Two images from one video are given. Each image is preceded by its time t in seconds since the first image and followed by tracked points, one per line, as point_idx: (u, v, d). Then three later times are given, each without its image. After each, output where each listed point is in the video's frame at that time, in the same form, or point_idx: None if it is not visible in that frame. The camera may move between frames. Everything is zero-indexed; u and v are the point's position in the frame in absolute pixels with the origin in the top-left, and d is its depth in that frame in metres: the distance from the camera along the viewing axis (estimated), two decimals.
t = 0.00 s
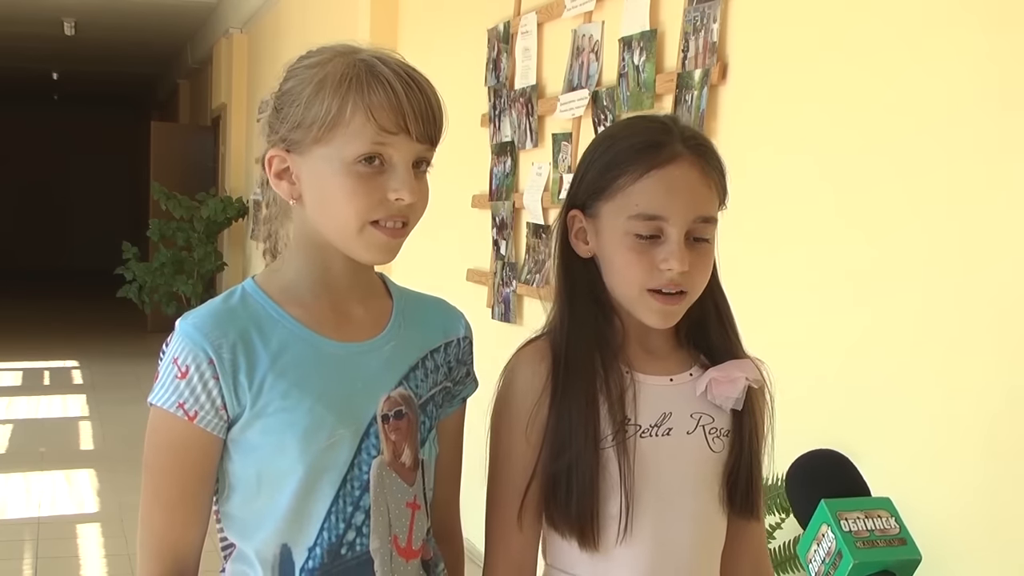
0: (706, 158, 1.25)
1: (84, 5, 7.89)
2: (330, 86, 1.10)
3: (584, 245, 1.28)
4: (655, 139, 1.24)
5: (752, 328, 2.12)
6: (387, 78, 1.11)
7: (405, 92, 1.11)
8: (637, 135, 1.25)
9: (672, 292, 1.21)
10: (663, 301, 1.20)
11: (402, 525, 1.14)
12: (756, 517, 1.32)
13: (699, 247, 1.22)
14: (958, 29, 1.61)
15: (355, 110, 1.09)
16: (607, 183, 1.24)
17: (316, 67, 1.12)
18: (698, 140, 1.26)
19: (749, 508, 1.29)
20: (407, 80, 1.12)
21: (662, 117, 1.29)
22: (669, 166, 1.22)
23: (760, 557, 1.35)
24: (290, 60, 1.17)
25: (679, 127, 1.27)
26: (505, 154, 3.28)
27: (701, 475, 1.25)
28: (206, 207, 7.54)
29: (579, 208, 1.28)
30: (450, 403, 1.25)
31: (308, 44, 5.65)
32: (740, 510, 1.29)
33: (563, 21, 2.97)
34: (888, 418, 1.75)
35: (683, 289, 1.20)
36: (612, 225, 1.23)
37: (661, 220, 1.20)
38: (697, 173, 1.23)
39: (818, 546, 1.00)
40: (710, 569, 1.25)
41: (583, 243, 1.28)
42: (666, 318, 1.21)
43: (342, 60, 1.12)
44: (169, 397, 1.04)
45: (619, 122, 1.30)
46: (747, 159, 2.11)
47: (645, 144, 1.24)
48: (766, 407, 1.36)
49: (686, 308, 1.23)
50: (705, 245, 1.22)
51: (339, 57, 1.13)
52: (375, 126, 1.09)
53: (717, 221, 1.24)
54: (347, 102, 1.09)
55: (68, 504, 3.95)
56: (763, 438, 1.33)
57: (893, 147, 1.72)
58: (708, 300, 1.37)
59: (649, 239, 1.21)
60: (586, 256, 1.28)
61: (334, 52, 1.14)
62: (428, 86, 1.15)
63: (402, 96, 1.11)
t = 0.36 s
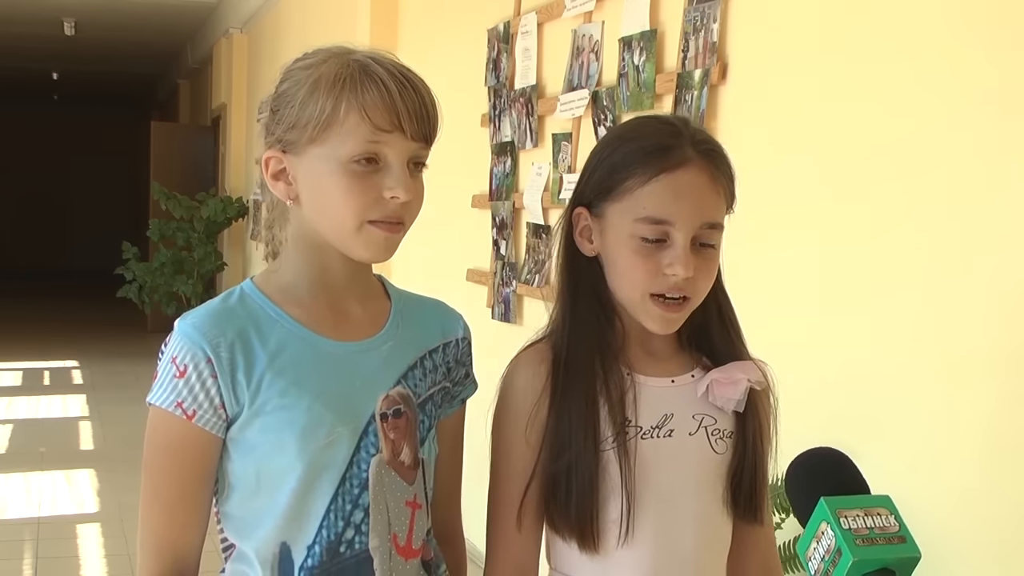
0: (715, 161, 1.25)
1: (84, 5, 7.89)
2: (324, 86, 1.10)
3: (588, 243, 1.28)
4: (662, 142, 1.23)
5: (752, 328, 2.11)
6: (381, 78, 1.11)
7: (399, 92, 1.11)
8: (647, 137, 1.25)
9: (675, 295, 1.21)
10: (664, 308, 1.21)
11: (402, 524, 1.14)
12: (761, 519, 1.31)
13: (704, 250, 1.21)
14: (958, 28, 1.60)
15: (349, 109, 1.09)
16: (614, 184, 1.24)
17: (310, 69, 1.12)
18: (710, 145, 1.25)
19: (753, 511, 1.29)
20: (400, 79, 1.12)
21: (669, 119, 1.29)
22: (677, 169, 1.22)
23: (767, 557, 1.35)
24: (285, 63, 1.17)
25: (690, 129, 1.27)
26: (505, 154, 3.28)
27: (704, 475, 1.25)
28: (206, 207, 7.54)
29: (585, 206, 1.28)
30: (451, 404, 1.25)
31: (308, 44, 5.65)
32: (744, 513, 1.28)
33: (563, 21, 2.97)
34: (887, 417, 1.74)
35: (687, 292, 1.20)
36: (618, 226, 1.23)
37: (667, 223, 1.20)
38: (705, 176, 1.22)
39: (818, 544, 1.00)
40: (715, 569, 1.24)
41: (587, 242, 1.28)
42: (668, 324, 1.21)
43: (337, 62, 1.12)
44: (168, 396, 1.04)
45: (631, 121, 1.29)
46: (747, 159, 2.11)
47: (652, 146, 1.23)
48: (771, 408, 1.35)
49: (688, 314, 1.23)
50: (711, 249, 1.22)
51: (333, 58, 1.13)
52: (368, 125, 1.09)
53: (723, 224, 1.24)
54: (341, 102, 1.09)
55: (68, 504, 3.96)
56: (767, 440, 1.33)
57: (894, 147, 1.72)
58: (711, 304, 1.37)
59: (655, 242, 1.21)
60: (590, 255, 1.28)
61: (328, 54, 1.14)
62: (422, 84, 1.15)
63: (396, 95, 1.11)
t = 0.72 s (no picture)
0: (722, 159, 1.25)
1: (85, 5, 7.89)
2: (323, 85, 1.10)
3: (594, 242, 1.28)
4: (668, 139, 1.24)
5: (753, 328, 2.11)
6: (380, 76, 1.11)
7: (399, 90, 1.11)
8: (654, 135, 1.25)
9: (681, 295, 1.20)
10: (669, 306, 1.21)
11: (403, 525, 1.14)
12: (768, 522, 1.31)
13: (711, 250, 1.22)
14: (958, 29, 1.60)
15: (348, 108, 1.09)
16: (620, 181, 1.24)
17: (309, 68, 1.12)
18: (717, 144, 1.25)
19: (760, 513, 1.29)
20: (399, 78, 1.12)
21: (675, 117, 1.29)
22: (683, 167, 1.22)
23: (774, 559, 1.35)
24: (284, 65, 1.17)
25: (698, 128, 1.27)
26: (505, 154, 3.28)
27: (709, 477, 1.25)
28: (206, 207, 7.54)
29: (591, 203, 1.28)
30: (451, 405, 1.26)
31: (308, 44, 5.65)
32: (751, 515, 1.28)
33: (563, 21, 2.97)
34: (887, 418, 1.74)
35: (694, 291, 1.20)
36: (624, 225, 1.23)
37: (673, 221, 1.20)
38: (710, 175, 1.22)
39: (818, 551, 1.01)
40: (721, 571, 1.24)
41: (593, 240, 1.28)
42: (672, 323, 1.21)
43: (335, 61, 1.12)
44: (169, 397, 1.04)
45: (635, 121, 1.29)
46: (747, 159, 2.11)
47: (657, 144, 1.23)
48: (778, 411, 1.35)
49: (693, 313, 1.23)
50: (717, 249, 1.22)
51: (332, 57, 1.13)
52: (368, 123, 1.09)
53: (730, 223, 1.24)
54: (340, 101, 1.10)
55: (68, 504, 3.96)
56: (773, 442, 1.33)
57: (894, 147, 1.72)
58: (718, 304, 1.37)
59: (660, 240, 1.21)
60: (596, 252, 1.28)
61: (327, 54, 1.14)
62: (421, 83, 1.15)
63: (396, 93, 1.11)
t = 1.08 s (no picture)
0: (731, 164, 1.25)
1: (85, 5, 7.89)
2: (321, 82, 1.10)
3: (601, 243, 1.28)
4: (676, 144, 1.23)
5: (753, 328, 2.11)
6: (378, 72, 1.11)
7: (397, 84, 1.12)
8: (662, 138, 1.25)
9: (688, 299, 1.20)
10: (676, 307, 1.20)
11: (403, 529, 1.14)
12: (771, 523, 1.32)
13: (717, 253, 1.21)
14: (958, 29, 1.60)
15: (347, 104, 1.09)
16: (628, 183, 1.24)
17: (306, 66, 1.13)
18: (725, 148, 1.25)
19: (763, 514, 1.29)
20: (398, 73, 1.13)
21: (683, 119, 1.29)
22: (691, 172, 1.22)
23: (776, 559, 1.35)
24: (279, 65, 1.18)
25: (706, 130, 1.27)
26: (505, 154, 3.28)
27: (713, 480, 1.25)
28: (206, 207, 7.55)
29: (598, 205, 1.28)
30: (451, 406, 1.26)
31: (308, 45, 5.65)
32: (755, 514, 1.28)
33: (563, 21, 2.97)
34: (888, 418, 1.74)
35: (699, 296, 1.20)
36: (631, 229, 1.23)
37: (680, 226, 1.20)
38: (718, 180, 1.22)
39: (820, 549, 1.01)
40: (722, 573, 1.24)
41: (600, 242, 1.28)
42: (677, 325, 1.20)
43: (333, 58, 1.12)
44: (170, 399, 1.04)
45: (641, 123, 1.29)
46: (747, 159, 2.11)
47: (666, 147, 1.23)
48: (782, 413, 1.35)
49: (699, 316, 1.23)
50: (723, 253, 1.22)
51: (329, 55, 1.13)
52: (367, 118, 1.09)
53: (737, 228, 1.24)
54: (339, 98, 1.10)
55: (68, 504, 3.96)
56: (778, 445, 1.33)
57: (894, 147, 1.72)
58: (725, 305, 1.37)
59: (666, 245, 1.21)
60: (604, 254, 1.28)
61: (323, 51, 1.14)
62: (419, 78, 1.15)
63: (394, 88, 1.11)
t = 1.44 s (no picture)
0: (725, 161, 1.24)
1: (85, 5, 7.89)
2: (316, 83, 1.10)
3: (599, 244, 1.28)
4: (672, 142, 1.23)
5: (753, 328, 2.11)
6: (373, 72, 1.11)
7: (392, 84, 1.11)
8: (657, 136, 1.24)
9: (685, 297, 1.20)
10: (673, 307, 1.20)
11: (401, 530, 1.14)
12: (766, 522, 1.32)
13: (713, 250, 1.21)
14: (958, 28, 1.60)
15: (342, 105, 1.09)
16: (624, 184, 1.24)
17: (301, 66, 1.13)
18: (719, 145, 1.25)
19: (758, 512, 1.29)
20: (393, 73, 1.13)
21: (679, 118, 1.29)
22: (686, 170, 1.21)
23: (769, 558, 1.35)
24: (275, 65, 1.17)
25: (701, 128, 1.27)
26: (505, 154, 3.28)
27: (710, 480, 1.25)
28: (206, 207, 7.56)
29: (595, 206, 1.28)
30: (450, 407, 1.26)
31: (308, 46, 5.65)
32: (750, 513, 1.28)
33: (563, 21, 2.96)
34: (888, 419, 1.74)
35: (697, 293, 1.20)
36: (628, 228, 1.23)
37: (676, 223, 1.20)
38: (713, 177, 1.22)
39: (818, 543, 1.00)
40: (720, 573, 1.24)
41: (598, 242, 1.28)
42: (675, 324, 1.20)
43: (328, 58, 1.12)
44: (163, 401, 1.04)
45: (637, 122, 1.29)
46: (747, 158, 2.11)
47: (661, 146, 1.23)
48: (778, 412, 1.35)
49: (698, 315, 1.23)
50: (721, 250, 1.22)
51: (324, 55, 1.13)
52: (363, 119, 1.09)
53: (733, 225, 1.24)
54: (334, 98, 1.10)
55: (68, 504, 3.97)
56: (773, 444, 1.33)
57: (894, 147, 1.72)
58: (722, 304, 1.37)
59: (664, 243, 1.20)
60: (601, 255, 1.28)
61: (319, 52, 1.14)
62: (414, 78, 1.15)
63: (389, 88, 1.11)
